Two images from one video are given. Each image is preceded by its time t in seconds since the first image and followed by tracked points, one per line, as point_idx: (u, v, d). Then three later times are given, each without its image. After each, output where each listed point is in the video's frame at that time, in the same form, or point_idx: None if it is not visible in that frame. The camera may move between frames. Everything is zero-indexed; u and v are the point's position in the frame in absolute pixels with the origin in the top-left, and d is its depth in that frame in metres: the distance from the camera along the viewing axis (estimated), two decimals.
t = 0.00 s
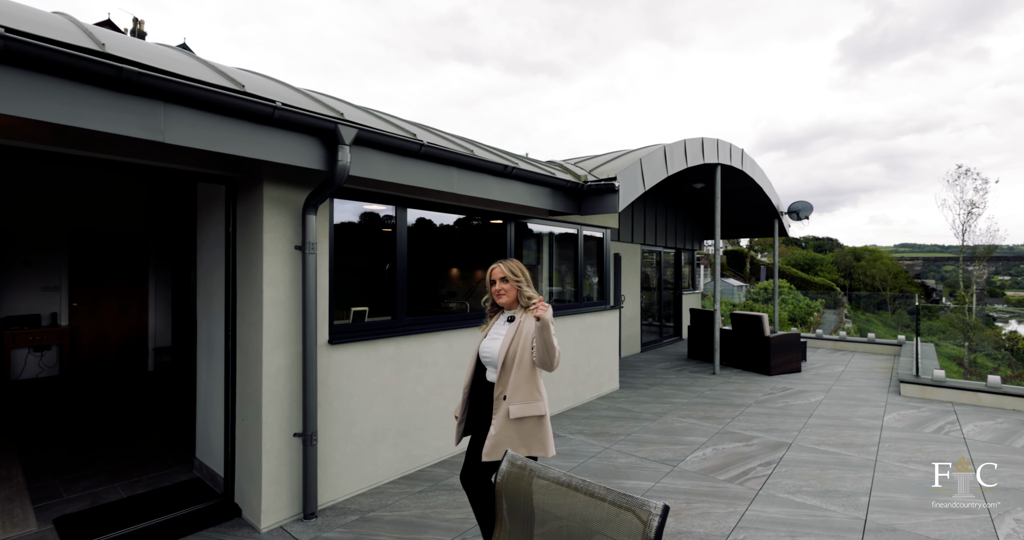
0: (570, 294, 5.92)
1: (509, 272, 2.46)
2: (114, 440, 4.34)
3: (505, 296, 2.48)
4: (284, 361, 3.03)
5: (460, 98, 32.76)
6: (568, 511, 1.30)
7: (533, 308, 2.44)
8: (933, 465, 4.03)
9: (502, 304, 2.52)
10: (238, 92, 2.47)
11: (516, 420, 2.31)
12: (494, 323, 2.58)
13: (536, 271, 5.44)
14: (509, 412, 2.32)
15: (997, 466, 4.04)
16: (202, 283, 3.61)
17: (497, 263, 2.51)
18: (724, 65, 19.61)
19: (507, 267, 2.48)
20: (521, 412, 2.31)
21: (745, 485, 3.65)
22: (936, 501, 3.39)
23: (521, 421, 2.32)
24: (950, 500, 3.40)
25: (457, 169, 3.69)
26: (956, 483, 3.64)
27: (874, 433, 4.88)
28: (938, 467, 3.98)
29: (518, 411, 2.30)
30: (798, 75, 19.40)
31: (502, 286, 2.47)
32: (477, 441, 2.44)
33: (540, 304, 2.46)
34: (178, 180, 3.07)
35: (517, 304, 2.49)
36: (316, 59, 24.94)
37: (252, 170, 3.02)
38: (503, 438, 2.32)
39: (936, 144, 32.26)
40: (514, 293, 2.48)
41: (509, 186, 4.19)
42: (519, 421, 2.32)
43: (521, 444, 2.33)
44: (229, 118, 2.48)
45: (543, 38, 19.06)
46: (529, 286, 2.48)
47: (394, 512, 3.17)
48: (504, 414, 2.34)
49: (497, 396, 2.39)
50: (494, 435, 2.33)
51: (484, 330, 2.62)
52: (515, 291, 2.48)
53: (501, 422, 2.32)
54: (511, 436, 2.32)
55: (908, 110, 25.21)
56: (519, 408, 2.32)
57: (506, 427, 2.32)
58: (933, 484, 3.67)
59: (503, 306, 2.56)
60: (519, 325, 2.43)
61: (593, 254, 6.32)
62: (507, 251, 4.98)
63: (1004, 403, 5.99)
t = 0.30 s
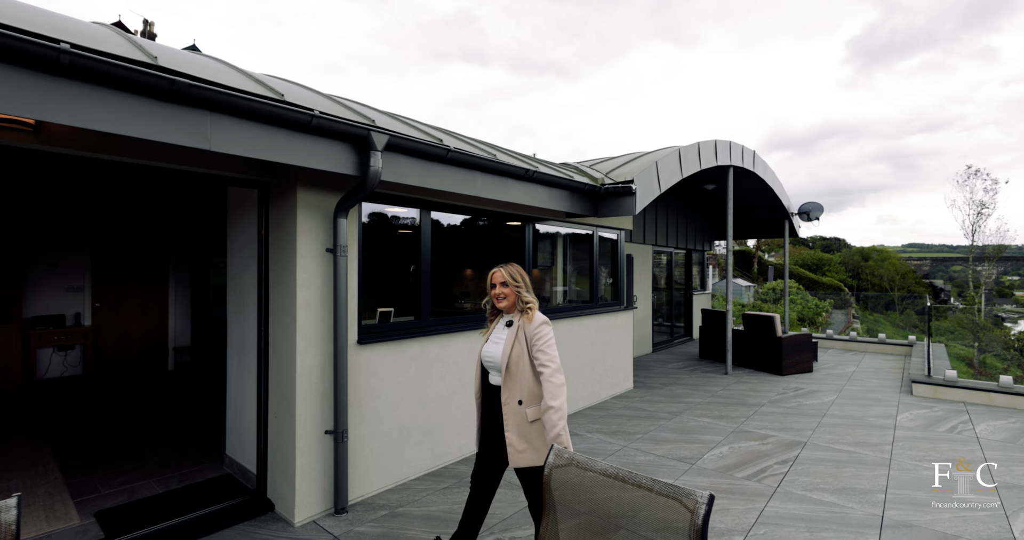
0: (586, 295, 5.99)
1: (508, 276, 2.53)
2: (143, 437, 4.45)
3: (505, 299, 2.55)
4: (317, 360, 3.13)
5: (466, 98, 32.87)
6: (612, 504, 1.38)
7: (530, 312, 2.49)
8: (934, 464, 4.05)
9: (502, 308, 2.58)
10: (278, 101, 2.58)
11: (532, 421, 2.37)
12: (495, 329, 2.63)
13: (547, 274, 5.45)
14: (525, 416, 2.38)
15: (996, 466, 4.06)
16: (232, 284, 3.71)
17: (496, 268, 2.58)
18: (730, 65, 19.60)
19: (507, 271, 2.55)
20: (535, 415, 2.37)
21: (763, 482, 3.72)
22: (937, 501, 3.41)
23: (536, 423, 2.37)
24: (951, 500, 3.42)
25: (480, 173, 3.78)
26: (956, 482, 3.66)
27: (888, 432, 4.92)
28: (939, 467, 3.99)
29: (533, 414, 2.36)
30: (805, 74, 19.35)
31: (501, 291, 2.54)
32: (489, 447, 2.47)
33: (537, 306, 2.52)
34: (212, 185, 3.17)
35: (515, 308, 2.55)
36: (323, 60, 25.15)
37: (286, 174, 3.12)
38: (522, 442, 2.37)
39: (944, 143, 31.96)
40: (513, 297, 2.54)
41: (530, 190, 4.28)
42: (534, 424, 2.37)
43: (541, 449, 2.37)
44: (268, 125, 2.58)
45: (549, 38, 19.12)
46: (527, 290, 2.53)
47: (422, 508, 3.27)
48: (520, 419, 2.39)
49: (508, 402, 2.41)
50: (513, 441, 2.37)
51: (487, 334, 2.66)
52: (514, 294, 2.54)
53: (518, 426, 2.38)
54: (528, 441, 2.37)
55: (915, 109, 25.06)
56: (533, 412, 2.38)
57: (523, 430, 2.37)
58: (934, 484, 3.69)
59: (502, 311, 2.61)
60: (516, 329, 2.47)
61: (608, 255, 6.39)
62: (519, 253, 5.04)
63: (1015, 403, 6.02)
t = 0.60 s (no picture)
0: (598, 295, 6.08)
1: (501, 275, 2.64)
2: (169, 434, 4.56)
3: (497, 298, 2.65)
4: (345, 357, 3.23)
5: (470, 98, 32.96)
6: (649, 488, 1.48)
7: (522, 310, 2.61)
8: (934, 465, 4.01)
9: (493, 306, 2.68)
10: (313, 107, 2.68)
11: (525, 413, 2.52)
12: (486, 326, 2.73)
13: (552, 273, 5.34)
14: (518, 408, 2.51)
15: (996, 466, 4.03)
16: (260, 283, 3.82)
17: (488, 267, 2.68)
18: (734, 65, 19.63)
19: (500, 270, 2.66)
20: (528, 406, 2.53)
21: (778, 476, 3.82)
22: (939, 501, 3.38)
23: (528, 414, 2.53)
24: (952, 501, 3.39)
25: (501, 175, 3.88)
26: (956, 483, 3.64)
27: (897, 429, 5.00)
28: (939, 467, 3.97)
29: (526, 405, 2.52)
30: (809, 74, 19.37)
31: (494, 289, 2.64)
32: (481, 441, 2.56)
33: (527, 304, 2.66)
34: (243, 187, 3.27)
35: (507, 306, 2.67)
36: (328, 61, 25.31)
37: (316, 177, 3.23)
38: (515, 435, 2.48)
39: (949, 143, 31.85)
40: (504, 296, 2.66)
41: (547, 191, 4.39)
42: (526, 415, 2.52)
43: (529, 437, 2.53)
44: (305, 130, 2.68)
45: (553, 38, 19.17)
46: (518, 289, 2.66)
47: (448, 500, 3.37)
48: (513, 411, 2.51)
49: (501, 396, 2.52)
50: (507, 433, 2.47)
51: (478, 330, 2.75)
52: (505, 293, 2.65)
53: (512, 418, 2.49)
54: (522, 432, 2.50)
55: (920, 109, 25.01)
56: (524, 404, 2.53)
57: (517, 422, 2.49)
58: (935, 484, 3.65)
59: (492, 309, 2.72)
60: (510, 326, 2.59)
61: (620, 256, 6.47)
62: (522, 253, 4.98)
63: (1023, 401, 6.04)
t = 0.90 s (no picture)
0: (610, 295, 6.17)
1: (494, 270, 2.75)
2: (194, 429, 4.67)
3: (490, 293, 2.76)
4: (372, 354, 3.32)
5: (473, 98, 33.05)
6: (686, 475, 1.57)
7: (515, 302, 2.68)
8: (934, 464, 4.01)
9: (489, 300, 2.81)
10: (347, 112, 2.77)
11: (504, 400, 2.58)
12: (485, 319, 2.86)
13: (556, 272, 5.23)
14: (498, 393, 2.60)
15: (996, 466, 4.02)
16: (286, 283, 3.93)
17: (485, 264, 2.81)
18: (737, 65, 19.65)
19: (493, 267, 2.77)
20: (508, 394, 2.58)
21: (792, 472, 3.91)
22: (937, 501, 3.38)
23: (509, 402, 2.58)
24: (951, 499, 3.40)
25: (521, 177, 3.97)
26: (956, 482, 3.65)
27: (907, 427, 5.07)
28: (940, 467, 3.97)
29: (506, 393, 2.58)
30: (812, 74, 19.40)
31: (487, 284, 2.76)
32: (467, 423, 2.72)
33: (521, 298, 2.71)
34: (273, 188, 3.37)
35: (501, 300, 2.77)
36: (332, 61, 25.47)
37: (344, 180, 3.33)
38: (492, 418, 2.57)
39: (954, 142, 31.74)
40: (498, 291, 2.76)
41: (564, 193, 4.48)
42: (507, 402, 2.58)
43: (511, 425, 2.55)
44: (336, 133, 2.77)
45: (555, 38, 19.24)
46: (511, 285, 2.73)
47: (471, 493, 3.47)
48: (493, 396, 2.61)
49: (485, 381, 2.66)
50: (484, 415, 2.59)
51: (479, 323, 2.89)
52: (499, 288, 2.75)
53: (490, 402, 2.59)
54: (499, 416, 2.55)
55: (924, 108, 24.92)
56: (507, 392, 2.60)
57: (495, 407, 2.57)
58: (935, 483, 3.66)
59: (492, 303, 2.85)
60: (502, 318, 2.69)
61: (631, 256, 6.56)
62: (525, 253, 4.89)
63: None
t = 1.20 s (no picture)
0: (625, 294, 6.27)
1: (484, 274, 2.82)
2: (221, 424, 4.79)
3: (483, 295, 2.85)
4: (402, 351, 3.43)
5: (476, 99, 33.18)
6: (724, 470, 1.67)
7: (505, 304, 2.77)
8: (932, 465, 4.01)
9: (483, 301, 2.90)
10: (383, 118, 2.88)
11: (499, 399, 2.69)
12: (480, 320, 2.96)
13: (557, 274, 5.14)
14: (492, 393, 2.70)
15: (997, 466, 4.03)
16: (314, 282, 4.04)
17: (476, 268, 2.89)
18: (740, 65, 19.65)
19: (482, 270, 2.84)
20: (504, 393, 2.69)
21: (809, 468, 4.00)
22: (939, 501, 3.40)
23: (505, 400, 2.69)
24: (950, 500, 3.40)
25: (542, 179, 4.08)
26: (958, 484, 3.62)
27: (921, 425, 5.14)
28: (938, 468, 3.96)
29: (501, 392, 2.68)
30: (816, 73, 19.38)
31: (478, 287, 2.85)
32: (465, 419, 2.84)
33: (512, 299, 2.79)
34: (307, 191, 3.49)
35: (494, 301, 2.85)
36: (337, 62, 25.67)
37: (375, 183, 3.44)
38: (488, 416, 2.68)
39: (961, 142, 31.43)
40: (489, 293, 2.84)
41: (583, 195, 4.59)
42: (503, 401, 2.69)
43: (505, 422, 2.68)
44: (373, 139, 2.87)
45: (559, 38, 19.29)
46: (500, 286, 2.81)
47: (496, 487, 3.57)
48: (489, 395, 2.71)
49: (482, 381, 2.78)
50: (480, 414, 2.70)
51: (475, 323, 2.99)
52: (491, 290, 2.83)
53: (486, 401, 2.70)
54: (496, 414, 2.67)
55: (929, 107, 24.80)
56: (502, 391, 2.70)
57: (491, 406, 2.68)
58: (933, 484, 3.66)
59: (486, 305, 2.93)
60: (495, 320, 2.79)
61: (645, 256, 6.66)
62: (527, 254, 4.76)
63: None
